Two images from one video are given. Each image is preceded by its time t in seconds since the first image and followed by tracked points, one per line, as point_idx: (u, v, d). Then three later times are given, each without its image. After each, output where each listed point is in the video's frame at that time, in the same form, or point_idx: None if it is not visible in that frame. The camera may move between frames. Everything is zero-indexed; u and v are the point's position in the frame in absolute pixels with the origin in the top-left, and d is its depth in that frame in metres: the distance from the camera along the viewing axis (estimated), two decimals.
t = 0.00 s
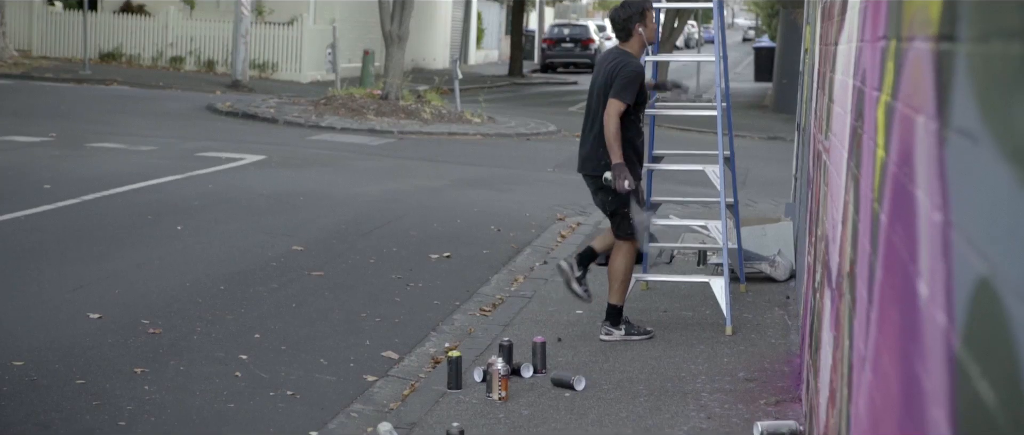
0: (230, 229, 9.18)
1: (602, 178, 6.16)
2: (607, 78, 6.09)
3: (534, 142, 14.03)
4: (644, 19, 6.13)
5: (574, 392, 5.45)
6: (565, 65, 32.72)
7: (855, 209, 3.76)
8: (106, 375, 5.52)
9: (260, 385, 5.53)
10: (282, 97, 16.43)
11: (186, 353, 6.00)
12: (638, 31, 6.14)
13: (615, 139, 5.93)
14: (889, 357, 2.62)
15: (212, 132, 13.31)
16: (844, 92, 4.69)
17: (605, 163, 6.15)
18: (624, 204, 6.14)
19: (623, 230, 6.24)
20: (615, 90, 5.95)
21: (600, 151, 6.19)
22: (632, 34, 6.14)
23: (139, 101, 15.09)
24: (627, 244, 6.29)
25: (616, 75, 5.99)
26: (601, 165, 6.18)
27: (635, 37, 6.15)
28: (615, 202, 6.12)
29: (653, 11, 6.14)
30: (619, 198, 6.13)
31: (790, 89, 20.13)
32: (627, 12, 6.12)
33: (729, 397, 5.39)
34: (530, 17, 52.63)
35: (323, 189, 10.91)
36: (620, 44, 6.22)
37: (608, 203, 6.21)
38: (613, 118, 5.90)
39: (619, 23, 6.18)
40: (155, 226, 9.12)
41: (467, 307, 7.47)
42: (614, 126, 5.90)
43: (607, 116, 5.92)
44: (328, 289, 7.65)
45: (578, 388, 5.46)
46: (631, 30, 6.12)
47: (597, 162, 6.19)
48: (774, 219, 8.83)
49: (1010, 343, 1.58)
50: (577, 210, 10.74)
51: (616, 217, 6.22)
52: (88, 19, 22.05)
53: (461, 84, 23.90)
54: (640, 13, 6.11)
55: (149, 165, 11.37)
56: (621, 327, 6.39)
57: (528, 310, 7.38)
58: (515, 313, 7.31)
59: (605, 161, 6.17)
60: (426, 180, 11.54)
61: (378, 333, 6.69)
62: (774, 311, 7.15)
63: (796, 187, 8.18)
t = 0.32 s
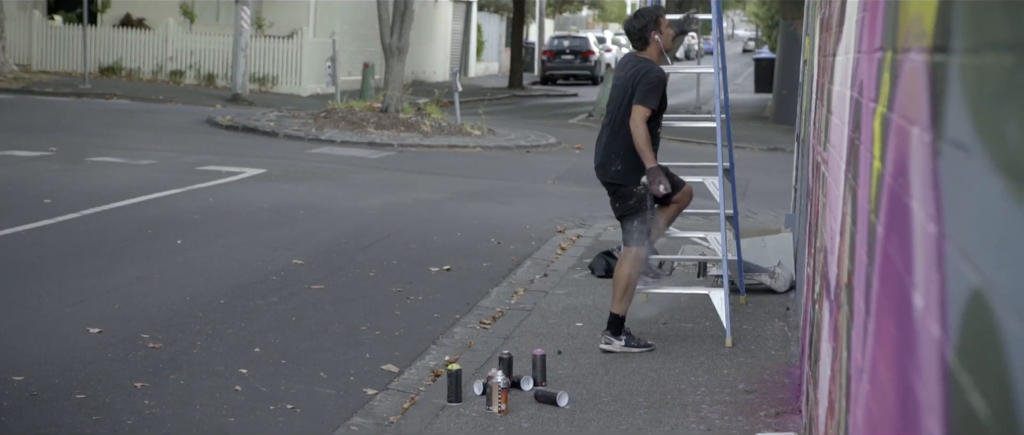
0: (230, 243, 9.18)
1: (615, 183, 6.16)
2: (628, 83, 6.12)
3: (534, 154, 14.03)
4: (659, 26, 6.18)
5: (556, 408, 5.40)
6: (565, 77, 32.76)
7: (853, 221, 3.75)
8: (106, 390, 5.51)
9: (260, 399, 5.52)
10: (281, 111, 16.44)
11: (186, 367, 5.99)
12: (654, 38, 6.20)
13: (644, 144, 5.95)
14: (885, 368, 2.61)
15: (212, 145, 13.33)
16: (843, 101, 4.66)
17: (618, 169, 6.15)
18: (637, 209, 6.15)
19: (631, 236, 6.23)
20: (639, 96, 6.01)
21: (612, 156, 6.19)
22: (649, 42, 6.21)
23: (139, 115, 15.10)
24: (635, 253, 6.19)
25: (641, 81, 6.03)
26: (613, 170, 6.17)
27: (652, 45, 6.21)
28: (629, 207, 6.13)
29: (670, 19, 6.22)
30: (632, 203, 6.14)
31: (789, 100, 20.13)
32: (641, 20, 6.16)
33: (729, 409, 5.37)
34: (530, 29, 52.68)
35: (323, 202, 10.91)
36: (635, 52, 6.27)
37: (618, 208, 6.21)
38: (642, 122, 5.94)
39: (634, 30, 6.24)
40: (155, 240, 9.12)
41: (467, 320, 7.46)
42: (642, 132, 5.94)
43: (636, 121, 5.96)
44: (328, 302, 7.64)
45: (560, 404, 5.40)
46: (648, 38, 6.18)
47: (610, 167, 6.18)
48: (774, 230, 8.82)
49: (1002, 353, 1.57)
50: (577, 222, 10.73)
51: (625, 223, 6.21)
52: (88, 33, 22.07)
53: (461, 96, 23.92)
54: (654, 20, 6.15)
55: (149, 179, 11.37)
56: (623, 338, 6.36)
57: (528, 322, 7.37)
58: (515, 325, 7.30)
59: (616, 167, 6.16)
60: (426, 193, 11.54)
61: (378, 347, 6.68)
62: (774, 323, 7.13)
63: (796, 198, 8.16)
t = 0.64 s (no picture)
0: (230, 258, 9.17)
1: (629, 183, 6.13)
2: (639, 84, 6.11)
3: (534, 168, 14.03)
4: (662, 26, 6.15)
5: (540, 424, 5.34)
6: (565, 91, 32.77)
7: (849, 235, 3.77)
8: (106, 406, 5.50)
9: (260, 414, 5.50)
10: (281, 126, 16.45)
11: (186, 383, 5.97)
12: (657, 39, 6.18)
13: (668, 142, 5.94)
14: (879, 381, 2.60)
15: (212, 161, 13.33)
16: (840, 112, 4.65)
17: (633, 169, 6.12)
18: (650, 208, 6.11)
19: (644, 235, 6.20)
20: (653, 97, 5.99)
21: (626, 156, 6.17)
22: (654, 43, 6.19)
23: (138, 132, 15.10)
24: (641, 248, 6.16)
25: (652, 81, 6.01)
26: (628, 170, 6.14)
27: (658, 46, 6.19)
28: (642, 207, 6.09)
29: (674, 19, 6.19)
30: (646, 202, 6.11)
31: (789, 113, 20.14)
32: (643, 22, 6.16)
33: (728, 422, 5.36)
34: (530, 43, 52.67)
35: (323, 217, 10.90)
36: (642, 52, 6.26)
37: (631, 208, 6.17)
38: (659, 122, 5.92)
39: (639, 32, 6.23)
40: (155, 255, 9.12)
41: (466, 335, 7.44)
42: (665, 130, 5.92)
43: (652, 120, 5.95)
44: (328, 317, 7.63)
45: (543, 421, 5.34)
46: (653, 39, 6.17)
47: (624, 167, 6.16)
48: (773, 243, 8.80)
49: (989, 366, 1.57)
50: (577, 236, 10.72)
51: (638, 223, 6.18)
52: (87, 50, 22.10)
53: (462, 110, 23.96)
54: (657, 21, 6.13)
55: (149, 195, 11.37)
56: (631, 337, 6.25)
57: (528, 336, 7.35)
58: (515, 340, 7.28)
59: (630, 167, 6.13)
60: (425, 208, 11.53)
61: (378, 362, 6.66)
62: (774, 336, 7.11)
63: (796, 210, 8.14)
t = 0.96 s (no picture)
0: (230, 277, 9.16)
1: (647, 171, 6.12)
2: (640, 73, 6.07)
3: (534, 185, 14.04)
4: (657, 12, 6.14)
5: None
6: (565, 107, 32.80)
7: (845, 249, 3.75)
8: (105, 427, 5.48)
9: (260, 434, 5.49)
10: (280, 144, 16.45)
11: (185, 404, 5.96)
12: (653, 25, 6.16)
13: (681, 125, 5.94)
14: (874, 397, 2.60)
15: (212, 180, 13.33)
16: (835, 128, 4.64)
17: (648, 157, 6.11)
18: (675, 190, 6.16)
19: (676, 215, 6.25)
20: (656, 87, 5.95)
21: (636, 145, 6.15)
22: (649, 29, 6.16)
23: (139, 151, 15.11)
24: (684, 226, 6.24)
25: (654, 69, 5.98)
26: (642, 159, 6.13)
27: (653, 32, 6.17)
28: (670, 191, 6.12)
29: (667, 4, 6.18)
30: (672, 185, 6.14)
31: (788, 128, 20.15)
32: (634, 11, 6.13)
33: None
34: (530, 59, 52.69)
35: (323, 236, 10.90)
36: (639, 40, 6.24)
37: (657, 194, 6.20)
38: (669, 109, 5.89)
39: (635, 21, 6.20)
40: (154, 275, 9.10)
41: (466, 353, 7.43)
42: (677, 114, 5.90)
43: (661, 109, 5.92)
44: (328, 336, 7.62)
45: None
46: (647, 26, 6.14)
47: (637, 156, 6.14)
48: (773, 258, 8.78)
49: (978, 384, 1.57)
50: (577, 253, 10.70)
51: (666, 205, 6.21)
52: (87, 69, 22.10)
53: (462, 127, 23.95)
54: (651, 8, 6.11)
55: (149, 214, 11.37)
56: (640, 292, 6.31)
57: (528, 354, 7.34)
58: (515, 358, 7.26)
59: (645, 155, 6.12)
60: (424, 226, 11.52)
61: (378, 381, 6.65)
62: (774, 352, 7.09)
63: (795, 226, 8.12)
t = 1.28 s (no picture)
0: (230, 317, 9.13)
1: (663, 186, 6.11)
2: (648, 93, 6.06)
3: (534, 222, 14.04)
4: (656, 33, 6.18)
5: None
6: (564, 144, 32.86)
7: (840, 286, 3.73)
8: None
9: None
10: (280, 183, 16.46)
11: None
12: (654, 46, 6.20)
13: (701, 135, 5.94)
14: None
15: (212, 220, 13.32)
16: (831, 165, 4.64)
17: (664, 171, 6.12)
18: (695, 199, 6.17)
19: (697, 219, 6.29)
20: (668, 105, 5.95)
21: (646, 164, 6.15)
22: (649, 51, 6.20)
23: (139, 191, 15.11)
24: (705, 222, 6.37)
25: (665, 86, 5.99)
26: (656, 176, 6.12)
27: (653, 53, 6.21)
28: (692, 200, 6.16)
29: (665, 25, 6.22)
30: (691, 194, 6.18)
31: (787, 163, 20.17)
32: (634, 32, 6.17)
33: None
34: (529, 97, 52.86)
35: (323, 274, 10.88)
36: (637, 62, 6.27)
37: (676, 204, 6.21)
38: (687, 124, 5.91)
39: (635, 45, 6.22)
40: (153, 315, 9.08)
41: (466, 391, 7.40)
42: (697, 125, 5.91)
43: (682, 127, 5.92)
44: (328, 376, 7.59)
45: None
46: (648, 48, 6.18)
47: (649, 175, 6.13)
48: (773, 294, 8.76)
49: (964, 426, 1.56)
50: (577, 290, 10.67)
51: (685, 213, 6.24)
52: (87, 110, 22.14)
53: (461, 165, 23.96)
54: (652, 29, 6.15)
55: (149, 255, 11.36)
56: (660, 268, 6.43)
57: (528, 392, 7.30)
58: (515, 396, 7.22)
59: (660, 170, 6.13)
60: (424, 264, 11.50)
61: (377, 420, 6.61)
62: (773, 389, 7.05)
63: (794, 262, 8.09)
